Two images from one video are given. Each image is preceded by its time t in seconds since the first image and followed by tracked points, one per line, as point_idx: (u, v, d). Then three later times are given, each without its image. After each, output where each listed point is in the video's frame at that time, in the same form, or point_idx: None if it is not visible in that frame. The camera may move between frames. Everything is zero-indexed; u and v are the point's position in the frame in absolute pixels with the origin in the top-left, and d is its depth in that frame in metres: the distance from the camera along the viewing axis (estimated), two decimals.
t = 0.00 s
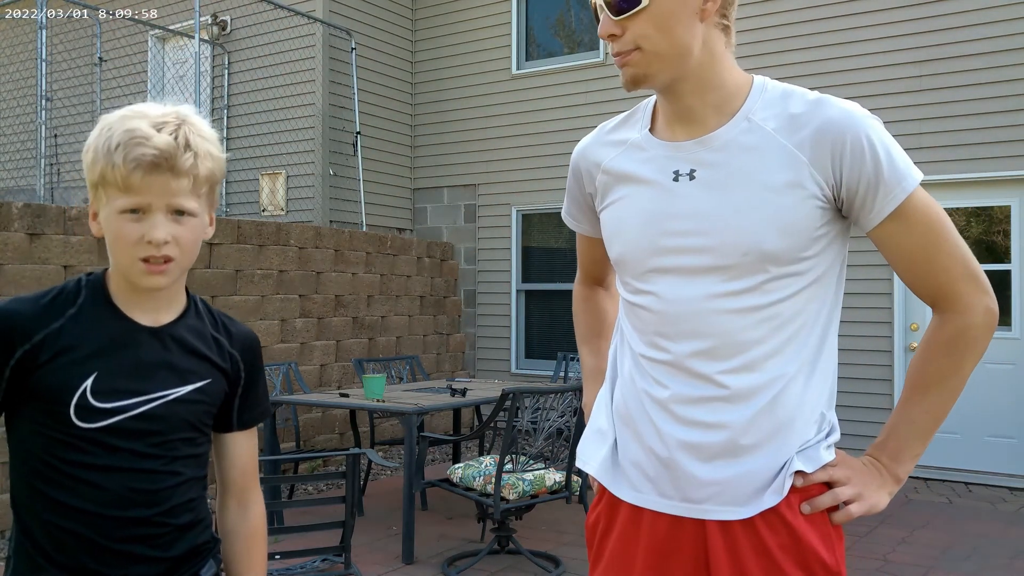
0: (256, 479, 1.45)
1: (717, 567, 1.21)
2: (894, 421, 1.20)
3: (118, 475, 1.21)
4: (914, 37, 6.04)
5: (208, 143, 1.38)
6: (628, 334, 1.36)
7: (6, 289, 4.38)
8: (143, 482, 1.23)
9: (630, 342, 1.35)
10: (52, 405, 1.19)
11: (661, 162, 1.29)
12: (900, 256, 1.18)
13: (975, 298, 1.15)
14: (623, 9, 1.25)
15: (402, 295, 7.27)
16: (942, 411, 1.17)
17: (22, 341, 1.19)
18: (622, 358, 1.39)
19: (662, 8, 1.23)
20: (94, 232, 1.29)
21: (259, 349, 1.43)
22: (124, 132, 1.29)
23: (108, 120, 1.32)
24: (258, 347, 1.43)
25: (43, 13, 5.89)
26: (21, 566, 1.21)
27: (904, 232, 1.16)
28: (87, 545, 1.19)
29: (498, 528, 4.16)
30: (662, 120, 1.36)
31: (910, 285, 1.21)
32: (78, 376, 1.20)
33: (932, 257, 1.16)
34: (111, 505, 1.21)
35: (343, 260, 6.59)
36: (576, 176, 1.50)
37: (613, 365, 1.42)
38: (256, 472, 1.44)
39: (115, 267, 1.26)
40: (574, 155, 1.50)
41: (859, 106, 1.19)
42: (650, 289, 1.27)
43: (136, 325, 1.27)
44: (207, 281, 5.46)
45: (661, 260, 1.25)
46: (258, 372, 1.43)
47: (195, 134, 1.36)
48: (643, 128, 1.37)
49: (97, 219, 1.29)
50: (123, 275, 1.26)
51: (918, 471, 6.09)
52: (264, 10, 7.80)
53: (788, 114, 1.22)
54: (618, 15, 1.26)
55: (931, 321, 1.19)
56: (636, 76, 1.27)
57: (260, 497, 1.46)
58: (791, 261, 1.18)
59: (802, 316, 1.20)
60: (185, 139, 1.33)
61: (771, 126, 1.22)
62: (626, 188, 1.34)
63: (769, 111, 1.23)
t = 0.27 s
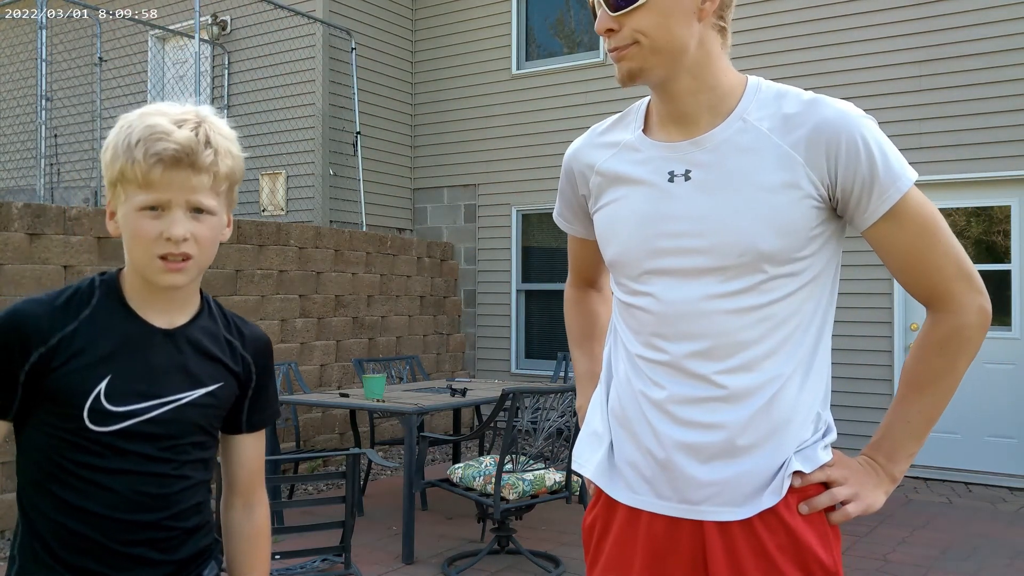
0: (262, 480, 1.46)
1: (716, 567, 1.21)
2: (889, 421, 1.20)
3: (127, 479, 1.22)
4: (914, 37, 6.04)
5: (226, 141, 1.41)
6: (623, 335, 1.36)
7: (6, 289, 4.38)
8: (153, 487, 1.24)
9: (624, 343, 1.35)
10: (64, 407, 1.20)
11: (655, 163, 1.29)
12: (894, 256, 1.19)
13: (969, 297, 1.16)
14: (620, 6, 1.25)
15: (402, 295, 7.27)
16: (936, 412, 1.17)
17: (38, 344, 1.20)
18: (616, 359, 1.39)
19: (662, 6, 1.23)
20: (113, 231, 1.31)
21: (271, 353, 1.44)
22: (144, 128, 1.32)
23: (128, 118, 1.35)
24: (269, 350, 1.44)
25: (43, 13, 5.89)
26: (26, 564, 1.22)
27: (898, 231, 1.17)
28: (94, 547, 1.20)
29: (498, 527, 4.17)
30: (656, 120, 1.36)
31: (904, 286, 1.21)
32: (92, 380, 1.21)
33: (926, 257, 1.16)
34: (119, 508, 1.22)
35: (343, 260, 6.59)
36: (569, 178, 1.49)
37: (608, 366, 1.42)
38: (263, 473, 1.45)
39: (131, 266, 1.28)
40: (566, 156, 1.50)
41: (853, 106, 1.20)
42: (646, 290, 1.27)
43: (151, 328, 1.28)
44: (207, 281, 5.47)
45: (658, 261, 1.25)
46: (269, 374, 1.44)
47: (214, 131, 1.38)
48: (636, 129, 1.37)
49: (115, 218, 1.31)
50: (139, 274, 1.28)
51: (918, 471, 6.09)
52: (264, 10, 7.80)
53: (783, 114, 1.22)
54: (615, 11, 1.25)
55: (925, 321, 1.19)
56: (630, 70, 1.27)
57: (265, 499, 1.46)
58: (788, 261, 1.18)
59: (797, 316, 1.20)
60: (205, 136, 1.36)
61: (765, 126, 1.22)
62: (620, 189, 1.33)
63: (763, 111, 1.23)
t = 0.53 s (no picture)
0: (261, 480, 1.46)
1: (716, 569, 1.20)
2: (883, 421, 1.21)
3: (133, 480, 1.22)
4: (914, 37, 6.04)
5: (237, 137, 1.41)
6: (617, 336, 1.35)
7: (6, 289, 4.38)
8: (159, 489, 1.24)
9: (619, 344, 1.34)
10: (72, 407, 1.20)
11: (652, 161, 1.29)
12: (887, 257, 1.19)
13: (961, 298, 1.17)
14: None
15: (402, 295, 7.27)
16: (928, 412, 1.19)
17: (46, 343, 1.20)
18: (611, 360, 1.39)
19: None
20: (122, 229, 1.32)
21: (275, 353, 1.44)
22: (156, 124, 1.32)
23: (140, 115, 1.36)
24: (273, 351, 1.44)
25: (43, 13, 5.89)
26: (30, 563, 1.22)
27: (892, 233, 1.17)
28: (98, 548, 1.21)
29: (498, 528, 4.17)
30: (653, 118, 1.36)
31: (897, 286, 1.22)
32: (101, 380, 1.21)
33: (920, 259, 1.17)
34: (123, 510, 1.22)
35: (343, 261, 6.59)
36: (563, 177, 1.48)
37: (601, 367, 1.42)
38: (263, 474, 1.45)
39: (140, 262, 1.29)
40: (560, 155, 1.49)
41: (850, 106, 1.20)
42: (642, 290, 1.26)
43: (159, 328, 1.28)
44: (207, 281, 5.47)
45: (654, 261, 1.25)
46: (271, 375, 1.44)
47: (225, 127, 1.39)
48: (633, 126, 1.36)
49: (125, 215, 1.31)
50: (150, 270, 1.28)
51: (918, 471, 6.09)
52: (264, 10, 7.80)
53: (781, 113, 1.22)
54: None
55: (917, 322, 1.20)
56: (644, 59, 1.26)
57: (264, 499, 1.47)
58: (785, 261, 1.18)
59: (794, 317, 1.20)
60: (217, 132, 1.36)
61: (763, 124, 1.22)
62: (616, 187, 1.33)
63: (762, 109, 1.23)
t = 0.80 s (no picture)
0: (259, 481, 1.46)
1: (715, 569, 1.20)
2: (875, 422, 1.23)
3: (134, 480, 1.22)
4: (914, 37, 6.04)
5: (237, 134, 1.41)
6: (612, 336, 1.35)
7: (6, 289, 4.38)
8: (159, 489, 1.24)
9: (615, 344, 1.34)
10: (70, 405, 1.20)
11: (652, 161, 1.28)
12: (881, 260, 1.21)
13: (952, 301, 1.19)
14: None
15: (402, 295, 7.27)
16: (920, 414, 1.20)
17: (46, 339, 1.20)
18: (605, 361, 1.38)
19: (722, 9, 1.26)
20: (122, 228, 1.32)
21: (274, 353, 1.44)
22: (155, 121, 1.33)
23: (138, 113, 1.36)
24: (272, 351, 1.44)
25: (43, 13, 5.89)
26: (29, 563, 1.22)
27: (885, 234, 1.19)
28: (98, 548, 1.21)
29: (498, 528, 4.17)
30: (651, 120, 1.36)
31: (887, 287, 1.24)
32: (99, 378, 1.21)
33: (912, 260, 1.19)
34: (123, 510, 1.22)
35: (343, 261, 6.59)
36: (558, 177, 1.48)
37: (595, 368, 1.41)
38: (262, 475, 1.45)
39: (141, 260, 1.28)
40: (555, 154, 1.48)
41: (847, 110, 1.22)
42: (640, 290, 1.26)
43: (158, 327, 1.28)
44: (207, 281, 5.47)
45: (652, 260, 1.24)
46: (271, 375, 1.44)
47: (224, 123, 1.39)
48: (631, 127, 1.36)
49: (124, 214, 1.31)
50: (151, 268, 1.28)
51: (918, 471, 6.09)
52: (264, 10, 7.79)
53: (781, 115, 1.22)
54: None
55: (908, 325, 1.22)
56: (679, 67, 1.25)
57: (262, 500, 1.47)
58: (783, 261, 1.19)
59: (791, 317, 1.21)
60: (217, 129, 1.37)
61: (764, 125, 1.22)
62: (613, 187, 1.32)
63: (763, 111, 1.24)
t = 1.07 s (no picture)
0: (255, 482, 1.46)
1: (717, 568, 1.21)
2: (870, 422, 1.23)
3: (130, 480, 1.22)
4: (914, 38, 6.04)
5: (229, 131, 1.42)
6: (611, 336, 1.35)
7: (6, 289, 4.38)
8: (154, 488, 1.24)
9: (614, 345, 1.34)
10: (64, 406, 1.20)
11: (653, 161, 1.28)
12: (878, 261, 1.21)
13: (947, 302, 1.20)
14: (701, 9, 1.25)
15: (402, 295, 7.27)
16: (914, 413, 1.20)
17: (38, 340, 1.20)
18: (603, 361, 1.38)
19: (732, 19, 1.26)
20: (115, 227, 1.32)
21: (270, 352, 1.44)
22: (147, 120, 1.33)
23: (130, 112, 1.36)
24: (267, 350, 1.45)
25: (43, 13, 5.89)
26: (25, 564, 1.22)
27: (882, 235, 1.19)
28: (94, 548, 1.21)
29: (498, 528, 4.17)
30: (650, 120, 1.35)
31: (883, 289, 1.24)
32: (92, 378, 1.21)
33: (910, 262, 1.19)
34: (119, 511, 1.22)
35: (343, 261, 6.59)
36: (557, 177, 1.47)
37: (593, 368, 1.41)
38: (257, 475, 1.45)
39: (135, 259, 1.29)
40: (552, 153, 1.47)
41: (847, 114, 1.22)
42: (640, 290, 1.26)
43: (152, 327, 1.28)
44: (206, 281, 5.47)
45: (652, 260, 1.24)
46: (266, 375, 1.44)
47: (216, 121, 1.39)
48: (632, 128, 1.35)
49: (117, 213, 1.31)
50: (145, 267, 1.28)
51: (918, 471, 6.09)
52: (264, 10, 7.79)
53: (784, 117, 1.22)
54: (695, 13, 1.24)
55: (902, 325, 1.23)
56: (689, 78, 1.25)
57: (258, 501, 1.47)
58: (784, 262, 1.19)
59: (792, 317, 1.21)
60: (209, 127, 1.37)
61: (767, 127, 1.22)
62: (613, 187, 1.32)
63: (766, 113, 1.24)
